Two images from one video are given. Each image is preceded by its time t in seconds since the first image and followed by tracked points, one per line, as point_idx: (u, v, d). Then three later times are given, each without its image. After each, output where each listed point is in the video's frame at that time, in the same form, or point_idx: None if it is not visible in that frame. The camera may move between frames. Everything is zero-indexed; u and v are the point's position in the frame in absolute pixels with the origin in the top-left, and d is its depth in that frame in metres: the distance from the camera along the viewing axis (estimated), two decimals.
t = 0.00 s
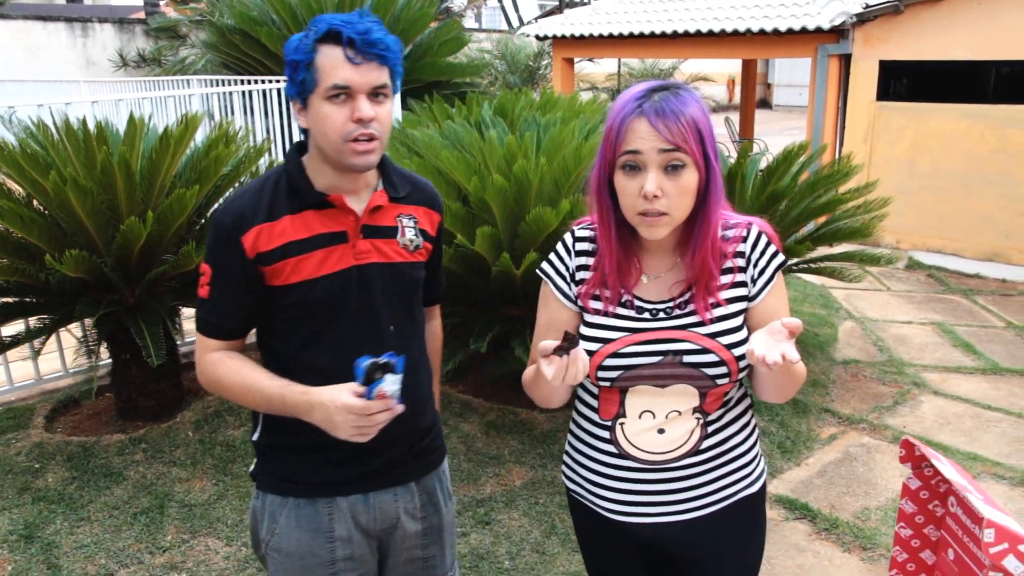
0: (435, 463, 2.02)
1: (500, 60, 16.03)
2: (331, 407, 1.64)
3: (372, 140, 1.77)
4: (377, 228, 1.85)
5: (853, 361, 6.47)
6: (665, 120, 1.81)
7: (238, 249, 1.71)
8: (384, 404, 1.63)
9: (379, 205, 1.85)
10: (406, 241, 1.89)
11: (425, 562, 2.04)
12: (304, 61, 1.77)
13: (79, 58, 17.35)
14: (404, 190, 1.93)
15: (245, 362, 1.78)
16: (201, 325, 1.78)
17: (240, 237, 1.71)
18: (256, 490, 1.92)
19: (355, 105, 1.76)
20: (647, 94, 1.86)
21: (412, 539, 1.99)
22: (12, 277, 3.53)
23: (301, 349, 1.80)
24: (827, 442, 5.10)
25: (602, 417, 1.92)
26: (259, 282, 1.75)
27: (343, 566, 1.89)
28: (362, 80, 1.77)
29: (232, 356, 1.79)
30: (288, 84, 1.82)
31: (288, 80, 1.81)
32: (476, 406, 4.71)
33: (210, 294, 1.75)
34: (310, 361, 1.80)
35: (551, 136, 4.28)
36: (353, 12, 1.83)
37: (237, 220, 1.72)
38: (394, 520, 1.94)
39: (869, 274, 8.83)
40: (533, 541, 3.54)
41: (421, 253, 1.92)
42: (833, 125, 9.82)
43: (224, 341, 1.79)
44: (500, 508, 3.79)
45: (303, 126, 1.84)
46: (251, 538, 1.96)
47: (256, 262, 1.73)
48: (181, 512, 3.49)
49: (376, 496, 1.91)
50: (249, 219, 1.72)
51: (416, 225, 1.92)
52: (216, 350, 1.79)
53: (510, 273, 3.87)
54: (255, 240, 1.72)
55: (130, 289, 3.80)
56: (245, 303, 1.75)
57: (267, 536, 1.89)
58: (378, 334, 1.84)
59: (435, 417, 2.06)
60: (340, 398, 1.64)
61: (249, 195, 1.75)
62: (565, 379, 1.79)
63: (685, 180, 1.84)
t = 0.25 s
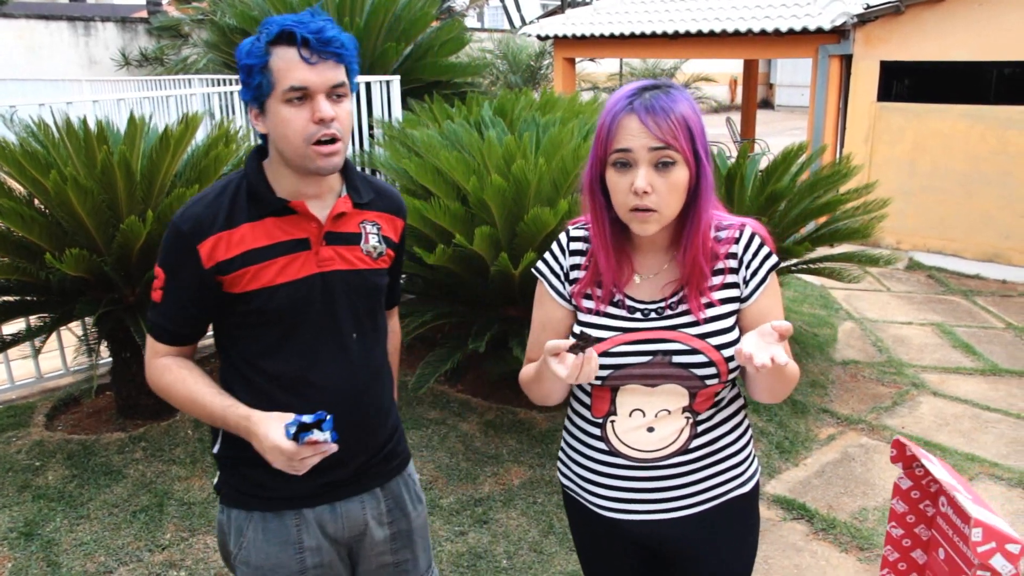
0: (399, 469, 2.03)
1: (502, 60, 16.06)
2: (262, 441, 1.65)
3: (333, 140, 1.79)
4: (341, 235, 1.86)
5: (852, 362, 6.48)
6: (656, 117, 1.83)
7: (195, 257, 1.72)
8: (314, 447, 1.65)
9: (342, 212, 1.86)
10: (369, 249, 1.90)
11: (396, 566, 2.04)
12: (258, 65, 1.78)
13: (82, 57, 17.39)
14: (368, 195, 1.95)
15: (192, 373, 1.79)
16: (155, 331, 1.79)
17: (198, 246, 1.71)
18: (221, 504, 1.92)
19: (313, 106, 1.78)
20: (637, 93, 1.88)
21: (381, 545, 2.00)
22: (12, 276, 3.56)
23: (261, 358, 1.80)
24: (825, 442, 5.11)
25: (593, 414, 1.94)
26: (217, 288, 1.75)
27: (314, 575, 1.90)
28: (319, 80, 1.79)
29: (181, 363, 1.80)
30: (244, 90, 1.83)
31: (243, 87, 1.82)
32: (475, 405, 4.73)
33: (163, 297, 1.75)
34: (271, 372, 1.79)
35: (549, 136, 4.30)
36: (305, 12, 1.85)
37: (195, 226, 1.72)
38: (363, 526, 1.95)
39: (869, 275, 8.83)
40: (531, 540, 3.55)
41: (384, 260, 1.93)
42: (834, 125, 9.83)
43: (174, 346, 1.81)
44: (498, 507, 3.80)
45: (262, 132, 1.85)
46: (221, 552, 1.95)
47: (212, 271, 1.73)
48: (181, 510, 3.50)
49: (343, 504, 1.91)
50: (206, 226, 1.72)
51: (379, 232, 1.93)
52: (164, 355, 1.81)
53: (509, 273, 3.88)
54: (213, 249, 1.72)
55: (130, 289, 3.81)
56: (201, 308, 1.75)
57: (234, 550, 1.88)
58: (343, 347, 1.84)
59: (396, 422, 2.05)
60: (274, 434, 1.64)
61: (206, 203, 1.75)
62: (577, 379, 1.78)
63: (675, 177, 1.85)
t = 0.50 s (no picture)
0: (380, 466, 2.07)
1: (504, 60, 16.08)
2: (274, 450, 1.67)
3: (336, 149, 1.80)
4: (323, 240, 1.88)
5: (853, 362, 6.48)
6: (665, 112, 1.84)
7: (182, 265, 1.68)
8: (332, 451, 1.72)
9: (324, 218, 1.88)
10: (347, 253, 1.94)
11: (387, 562, 2.08)
12: (263, 65, 1.74)
13: (85, 57, 17.44)
14: (341, 201, 2.02)
15: (178, 385, 1.73)
16: (130, 341, 1.70)
17: (185, 254, 1.67)
18: (205, 516, 1.91)
19: (320, 112, 1.78)
20: (643, 89, 1.89)
21: (370, 542, 2.03)
22: (16, 275, 3.58)
23: (246, 365, 1.78)
24: (826, 443, 5.11)
25: (594, 413, 1.95)
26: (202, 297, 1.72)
27: None
28: (328, 86, 1.79)
29: (163, 375, 1.73)
30: (239, 89, 1.76)
31: (239, 84, 1.76)
32: (476, 405, 4.74)
33: (142, 308, 1.67)
34: (260, 380, 1.79)
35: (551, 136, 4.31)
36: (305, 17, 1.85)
37: (182, 235, 1.68)
38: (351, 525, 1.98)
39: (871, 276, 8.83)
40: (532, 540, 3.57)
41: (360, 263, 1.98)
42: (836, 126, 9.83)
43: (155, 359, 1.74)
44: (499, 506, 3.81)
45: (254, 133, 1.79)
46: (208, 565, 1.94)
47: (201, 279, 1.69)
48: (183, 509, 3.52)
49: (331, 503, 1.94)
50: (194, 235, 1.69)
51: (353, 237, 1.98)
52: (144, 368, 1.72)
53: (511, 273, 3.89)
54: (201, 258, 1.69)
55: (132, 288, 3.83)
56: (182, 316, 1.71)
57: (225, 562, 1.87)
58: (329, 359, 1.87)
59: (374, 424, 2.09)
60: (287, 441, 1.68)
61: (192, 213, 1.70)
62: (562, 343, 1.81)
63: (681, 173, 1.86)
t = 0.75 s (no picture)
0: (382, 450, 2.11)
1: (509, 58, 16.08)
2: (326, 442, 1.68)
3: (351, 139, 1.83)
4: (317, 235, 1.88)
5: (858, 362, 6.47)
6: (670, 109, 1.84)
7: (202, 267, 1.64)
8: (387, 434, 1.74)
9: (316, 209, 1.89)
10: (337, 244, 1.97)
11: (395, 544, 2.12)
12: (283, 57, 1.74)
13: (90, 55, 17.50)
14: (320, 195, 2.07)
15: (204, 394, 1.69)
16: (140, 356, 1.64)
17: (203, 259, 1.64)
18: (219, 520, 1.88)
19: (337, 103, 1.79)
20: (656, 86, 1.90)
21: (380, 527, 2.07)
22: (23, 272, 3.59)
23: (261, 370, 1.78)
24: (831, 442, 5.11)
25: (601, 409, 1.96)
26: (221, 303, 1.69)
27: (326, 568, 1.93)
28: (344, 81, 1.82)
29: (189, 388, 1.67)
30: (250, 81, 1.74)
31: (250, 77, 1.74)
32: (481, 403, 4.74)
33: (163, 320, 1.62)
34: (276, 384, 1.80)
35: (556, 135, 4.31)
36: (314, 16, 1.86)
37: (199, 241, 1.64)
38: (363, 511, 2.02)
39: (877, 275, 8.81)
40: (537, 537, 3.57)
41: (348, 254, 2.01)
42: (842, 125, 9.81)
43: (171, 372, 1.66)
44: (503, 504, 3.82)
45: (264, 126, 1.77)
46: (219, 567, 1.92)
47: (222, 284, 1.67)
48: (189, 506, 3.53)
49: (344, 492, 1.97)
50: (209, 240, 1.65)
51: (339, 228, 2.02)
52: (165, 383, 1.66)
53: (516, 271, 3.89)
54: (220, 262, 1.66)
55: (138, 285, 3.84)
56: (204, 325, 1.67)
57: (243, 564, 1.86)
58: (335, 362, 1.91)
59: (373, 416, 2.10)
60: (337, 431, 1.69)
61: (202, 216, 1.66)
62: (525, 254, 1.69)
63: (682, 171, 1.85)
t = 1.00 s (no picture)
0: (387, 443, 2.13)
1: (513, 59, 16.11)
2: (367, 427, 1.65)
3: (348, 130, 1.83)
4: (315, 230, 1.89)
5: (863, 363, 6.46)
6: (700, 101, 1.89)
7: (218, 273, 1.64)
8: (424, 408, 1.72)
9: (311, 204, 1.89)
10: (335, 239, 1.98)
11: (404, 536, 2.14)
12: (279, 52, 1.73)
13: (95, 56, 17.55)
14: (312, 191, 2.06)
15: (237, 399, 1.68)
16: (158, 366, 1.63)
17: (219, 263, 1.64)
18: (237, 522, 1.87)
19: (334, 94, 1.80)
20: (674, 82, 1.94)
21: (390, 518, 2.09)
22: (31, 272, 3.61)
23: (277, 371, 1.79)
24: (836, 443, 5.10)
25: (609, 412, 1.96)
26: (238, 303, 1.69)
27: (344, 564, 1.94)
28: (337, 72, 1.83)
29: (219, 394, 1.67)
30: (247, 79, 1.73)
31: (247, 74, 1.73)
32: (486, 404, 4.75)
33: (185, 328, 1.62)
34: (290, 385, 1.81)
35: (561, 136, 4.31)
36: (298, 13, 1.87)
37: (212, 245, 1.64)
38: (375, 504, 2.03)
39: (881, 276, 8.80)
40: (541, 539, 3.57)
41: (343, 247, 2.02)
42: (846, 126, 9.80)
43: (201, 380, 1.66)
44: (508, 505, 3.82)
45: (262, 125, 1.76)
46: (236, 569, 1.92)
47: (239, 285, 1.68)
48: (195, 506, 3.54)
49: (358, 486, 1.98)
50: (223, 244, 1.65)
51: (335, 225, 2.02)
52: (195, 392, 1.65)
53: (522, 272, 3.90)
54: (237, 264, 1.66)
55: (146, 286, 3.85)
56: (224, 329, 1.67)
57: (264, 563, 1.87)
58: (344, 360, 1.92)
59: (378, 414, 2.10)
60: (374, 412, 1.67)
61: (212, 220, 1.66)
62: (497, 223, 1.77)
63: (709, 162, 1.89)
